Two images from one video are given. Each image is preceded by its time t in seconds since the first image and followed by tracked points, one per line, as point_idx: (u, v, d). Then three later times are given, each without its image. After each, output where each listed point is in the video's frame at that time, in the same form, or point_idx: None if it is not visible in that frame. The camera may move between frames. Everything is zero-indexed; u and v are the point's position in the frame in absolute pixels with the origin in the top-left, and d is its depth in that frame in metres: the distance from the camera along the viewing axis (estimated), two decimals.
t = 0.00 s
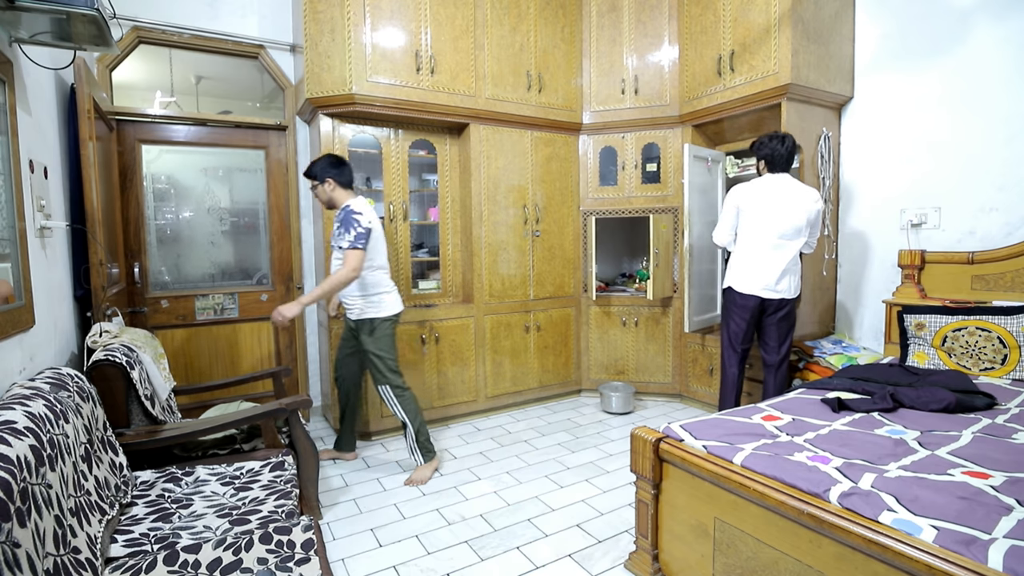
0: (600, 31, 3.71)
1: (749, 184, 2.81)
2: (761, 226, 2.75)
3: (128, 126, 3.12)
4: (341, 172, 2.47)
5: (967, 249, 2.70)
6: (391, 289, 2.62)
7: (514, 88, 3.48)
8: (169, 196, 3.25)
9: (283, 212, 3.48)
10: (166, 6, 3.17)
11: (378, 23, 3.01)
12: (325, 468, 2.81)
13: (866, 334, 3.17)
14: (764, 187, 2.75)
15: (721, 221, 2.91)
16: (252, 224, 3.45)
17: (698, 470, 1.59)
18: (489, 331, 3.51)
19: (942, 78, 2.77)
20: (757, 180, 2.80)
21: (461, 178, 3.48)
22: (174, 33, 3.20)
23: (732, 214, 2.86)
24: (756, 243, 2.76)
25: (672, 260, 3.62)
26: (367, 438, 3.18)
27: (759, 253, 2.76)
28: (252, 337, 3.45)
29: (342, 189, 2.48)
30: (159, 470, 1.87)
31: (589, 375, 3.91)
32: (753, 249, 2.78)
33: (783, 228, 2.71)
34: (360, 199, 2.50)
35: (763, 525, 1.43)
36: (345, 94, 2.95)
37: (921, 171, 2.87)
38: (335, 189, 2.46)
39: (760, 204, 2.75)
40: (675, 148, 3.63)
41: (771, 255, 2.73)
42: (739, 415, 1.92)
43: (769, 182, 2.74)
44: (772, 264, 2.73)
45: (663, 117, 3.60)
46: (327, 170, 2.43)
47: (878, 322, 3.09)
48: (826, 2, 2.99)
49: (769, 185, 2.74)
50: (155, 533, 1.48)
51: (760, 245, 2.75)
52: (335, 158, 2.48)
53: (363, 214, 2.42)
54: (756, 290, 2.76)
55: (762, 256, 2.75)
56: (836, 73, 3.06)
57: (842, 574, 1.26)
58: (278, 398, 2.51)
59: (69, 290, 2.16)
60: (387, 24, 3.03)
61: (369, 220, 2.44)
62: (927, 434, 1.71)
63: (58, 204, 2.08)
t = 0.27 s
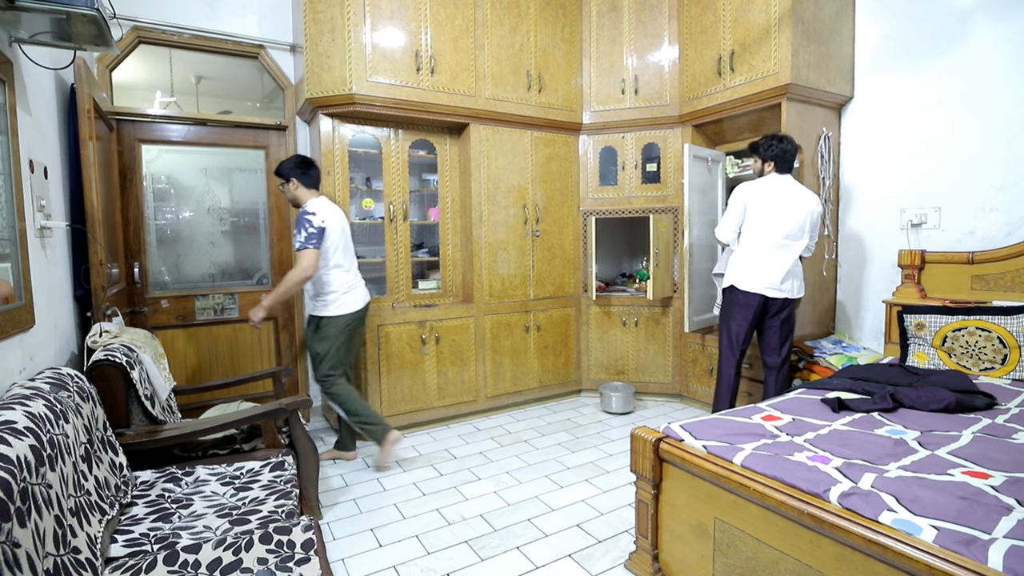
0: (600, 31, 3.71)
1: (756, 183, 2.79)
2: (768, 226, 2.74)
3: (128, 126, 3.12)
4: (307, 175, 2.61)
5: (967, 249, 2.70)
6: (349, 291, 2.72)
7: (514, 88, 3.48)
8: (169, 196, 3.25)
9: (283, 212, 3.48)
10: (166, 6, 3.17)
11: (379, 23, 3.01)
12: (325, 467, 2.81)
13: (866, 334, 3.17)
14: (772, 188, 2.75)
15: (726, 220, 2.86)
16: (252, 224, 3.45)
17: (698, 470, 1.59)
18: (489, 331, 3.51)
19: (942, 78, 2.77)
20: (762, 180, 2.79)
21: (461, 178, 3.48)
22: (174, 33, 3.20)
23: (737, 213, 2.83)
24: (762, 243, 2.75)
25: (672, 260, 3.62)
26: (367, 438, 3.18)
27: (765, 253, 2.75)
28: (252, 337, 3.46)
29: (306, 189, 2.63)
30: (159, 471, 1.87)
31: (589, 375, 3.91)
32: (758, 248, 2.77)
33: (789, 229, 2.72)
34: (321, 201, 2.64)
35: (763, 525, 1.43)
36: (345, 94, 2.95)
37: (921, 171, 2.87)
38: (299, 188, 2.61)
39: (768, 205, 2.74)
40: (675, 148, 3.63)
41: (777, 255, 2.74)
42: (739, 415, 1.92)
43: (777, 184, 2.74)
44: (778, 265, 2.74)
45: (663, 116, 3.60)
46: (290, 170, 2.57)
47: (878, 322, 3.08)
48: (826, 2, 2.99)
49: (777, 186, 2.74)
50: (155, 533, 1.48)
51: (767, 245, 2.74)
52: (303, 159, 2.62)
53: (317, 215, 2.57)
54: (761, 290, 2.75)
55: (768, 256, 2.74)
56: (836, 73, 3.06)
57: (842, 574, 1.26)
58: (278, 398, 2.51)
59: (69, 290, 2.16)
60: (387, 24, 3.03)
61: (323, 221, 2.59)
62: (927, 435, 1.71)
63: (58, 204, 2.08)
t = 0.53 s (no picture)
0: (600, 31, 3.71)
1: (747, 184, 2.80)
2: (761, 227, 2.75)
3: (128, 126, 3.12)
4: (278, 177, 2.62)
5: (967, 249, 2.70)
6: (308, 292, 2.69)
7: (514, 88, 3.48)
8: (169, 196, 3.25)
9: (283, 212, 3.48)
10: (166, 6, 3.17)
11: (379, 23, 3.01)
12: (325, 467, 2.81)
13: (866, 334, 3.17)
14: (763, 188, 2.75)
15: (719, 220, 2.89)
16: (252, 224, 3.46)
17: (698, 470, 1.59)
18: (489, 331, 3.51)
19: (942, 78, 2.77)
20: (754, 180, 2.80)
21: (461, 178, 3.48)
22: (174, 33, 3.20)
23: (730, 214, 2.85)
24: (756, 244, 2.76)
25: (672, 260, 3.62)
26: (367, 438, 3.18)
27: (759, 254, 2.76)
28: (252, 337, 3.46)
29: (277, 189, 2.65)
30: (159, 471, 1.87)
31: (589, 375, 3.91)
32: (751, 249, 2.78)
33: (782, 230, 2.73)
34: (290, 203, 2.65)
35: (763, 525, 1.43)
36: (345, 94, 2.95)
37: (921, 171, 2.87)
38: (270, 189, 2.64)
39: (760, 206, 2.75)
40: (675, 148, 3.63)
41: (770, 256, 2.75)
42: (739, 415, 1.92)
43: (767, 185, 2.73)
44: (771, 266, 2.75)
45: (663, 117, 3.60)
46: (262, 171, 2.59)
47: (878, 322, 3.08)
48: (826, 2, 2.99)
49: (767, 186, 2.74)
50: (155, 533, 1.48)
51: (759, 246, 2.75)
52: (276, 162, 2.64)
53: (279, 217, 2.59)
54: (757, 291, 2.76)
55: (762, 257, 2.75)
56: (836, 73, 3.06)
57: (842, 574, 1.26)
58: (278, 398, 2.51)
59: (69, 290, 2.16)
60: (387, 24, 3.03)
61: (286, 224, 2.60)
62: (927, 435, 1.71)
63: (58, 204, 2.08)
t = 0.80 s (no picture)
0: (600, 31, 3.71)
1: (735, 185, 2.80)
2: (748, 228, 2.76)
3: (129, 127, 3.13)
4: (234, 182, 2.66)
5: (967, 249, 2.70)
6: (262, 291, 2.73)
7: (513, 88, 3.47)
8: (169, 196, 3.26)
9: (283, 212, 3.48)
10: (166, 6, 3.16)
11: (378, 23, 3.01)
12: (326, 468, 2.81)
13: (866, 334, 3.17)
14: (749, 190, 2.76)
15: (706, 222, 2.87)
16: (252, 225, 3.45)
17: (698, 470, 1.60)
18: (489, 331, 3.51)
19: (942, 78, 2.77)
20: (740, 181, 2.81)
21: (461, 178, 3.48)
22: (174, 33, 3.20)
23: (716, 216, 2.84)
24: (744, 246, 2.76)
25: (672, 260, 3.62)
26: (368, 438, 3.19)
27: (746, 256, 2.77)
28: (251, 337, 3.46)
29: (237, 194, 2.70)
30: (159, 470, 1.87)
31: (589, 375, 3.91)
32: (739, 250, 2.78)
33: (769, 231, 2.73)
34: (243, 208, 2.69)
35: (763, 525, 1.43)
36: (345, 94, 2.95)
37: (921, 171, 2.87)
38: (227, 194, 2.69)
39: (747, 207, 2.75)
40: (675, 148, 3.63)
41: (757, 259, 2.75)
42: (739, 415, 1.92)
43: (754, 186, 2.74)
44: (758, 268, 2.75)
45: (663, 117, 3.60)
46: (219, 176, 2.64)
47: (878, 322, 3.08)
48: (826, 2, 2.99)
49: (754, 188, 2.74)
50: (155, 533, 1.48)
51: (746, 247, 2.76)
52: (234, 166, 2.66)
53: (223, 224, 2.64)
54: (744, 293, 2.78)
55: (749, 258, 2.76)
56: (836, 73, 3.06)
57: (842, 574, 1.26)
58: (278, 397, 2.51)
59: (69, 290, 2.16)
60: (387, 24, 3.03)
61: (229, 230, 2.64)
62: (927, 435, 1.71)
63: (58, 204, 2.08)
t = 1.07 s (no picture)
0: (600, 31, 3.71)
1: (718, 188, 2.76)
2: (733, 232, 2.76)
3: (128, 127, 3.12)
4: (197, 186, 2.87)
5: (967, 249, 2.70)
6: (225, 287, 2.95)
7: (514, 88, 3.47)
8: (169, 196, 3.26)
9: (283, 212, 3.47)
10: (166, 5, 3.16)
11: (378, 23, 3.01)
12: (326, 467, 2.81)
13: (866, 334, 3.17)
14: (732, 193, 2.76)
15: (692, 227, 2.81)
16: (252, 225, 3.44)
17: (697, 470, 1.59)
18: (489, 331, 3.51)
19: (942, 78, 2.77)
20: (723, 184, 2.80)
21: (461, 178, 3.48)
22: (174, 33, 3.20)
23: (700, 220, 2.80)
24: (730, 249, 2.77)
25: (672, 260, 3.62)
26: (368, 438, 3.19)
27: (732, 260, 2.78)
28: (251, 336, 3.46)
29: (201, 197, 2.93)
30: (159, 470, 1.87)
31: (589, 375, 3.91)
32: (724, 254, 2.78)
33: (754, 234, 2.75)
34: (201, 211, 2.88)
35: (763, 525, 1.43)
36: (345, 94, 2.95)
37: (921, 171, 2.87)
38: (192, 198, 2.92)
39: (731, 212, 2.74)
40: (675, 148, 3.63)
41: (742, 262, 2.77)
42: (739, 415, 1.92)
43: (738, 189, 2.74)
44: (744, 271, 2.77)
45: (663, 117, 3.60)
46: (184, 181, 2.85)
47: (878, 322, 3.08)
48: (826, 2, 2.99)
49: (738, 191, 2.74)
50: (155, 533, 1.48)
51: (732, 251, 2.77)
52: (200, 171, 2.88)
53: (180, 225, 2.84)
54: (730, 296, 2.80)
55: (734, 262, 2.78)
56: (836, 73, 3.06)
57: (842, 574, 1.26)
58: (278, 398, 2.51)
59: (69, 290, 2.16)
60: (387, 24, 3.03)
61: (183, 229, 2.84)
62: (927, 435, 1.71)
63: (58, 204, 2.08)
